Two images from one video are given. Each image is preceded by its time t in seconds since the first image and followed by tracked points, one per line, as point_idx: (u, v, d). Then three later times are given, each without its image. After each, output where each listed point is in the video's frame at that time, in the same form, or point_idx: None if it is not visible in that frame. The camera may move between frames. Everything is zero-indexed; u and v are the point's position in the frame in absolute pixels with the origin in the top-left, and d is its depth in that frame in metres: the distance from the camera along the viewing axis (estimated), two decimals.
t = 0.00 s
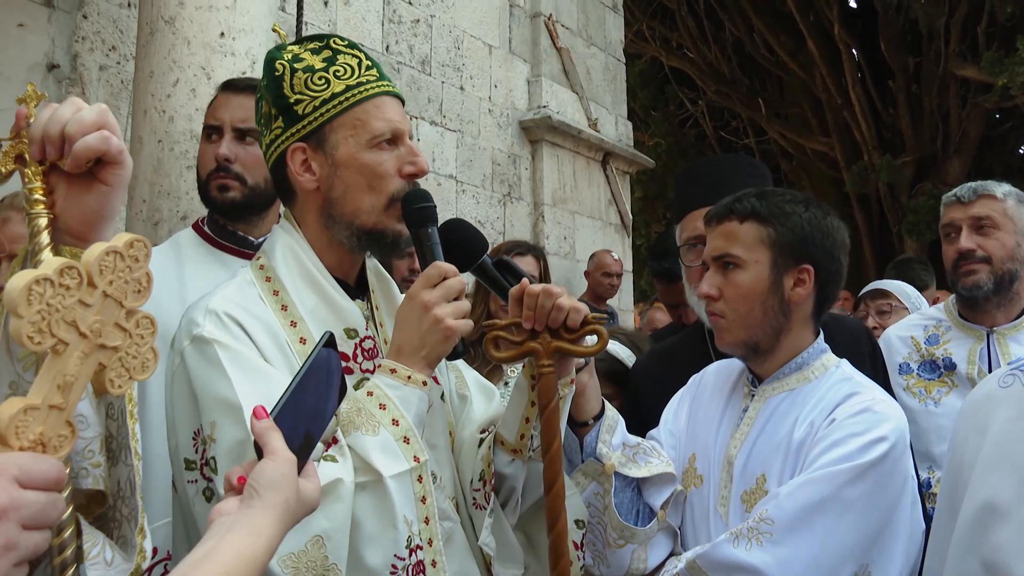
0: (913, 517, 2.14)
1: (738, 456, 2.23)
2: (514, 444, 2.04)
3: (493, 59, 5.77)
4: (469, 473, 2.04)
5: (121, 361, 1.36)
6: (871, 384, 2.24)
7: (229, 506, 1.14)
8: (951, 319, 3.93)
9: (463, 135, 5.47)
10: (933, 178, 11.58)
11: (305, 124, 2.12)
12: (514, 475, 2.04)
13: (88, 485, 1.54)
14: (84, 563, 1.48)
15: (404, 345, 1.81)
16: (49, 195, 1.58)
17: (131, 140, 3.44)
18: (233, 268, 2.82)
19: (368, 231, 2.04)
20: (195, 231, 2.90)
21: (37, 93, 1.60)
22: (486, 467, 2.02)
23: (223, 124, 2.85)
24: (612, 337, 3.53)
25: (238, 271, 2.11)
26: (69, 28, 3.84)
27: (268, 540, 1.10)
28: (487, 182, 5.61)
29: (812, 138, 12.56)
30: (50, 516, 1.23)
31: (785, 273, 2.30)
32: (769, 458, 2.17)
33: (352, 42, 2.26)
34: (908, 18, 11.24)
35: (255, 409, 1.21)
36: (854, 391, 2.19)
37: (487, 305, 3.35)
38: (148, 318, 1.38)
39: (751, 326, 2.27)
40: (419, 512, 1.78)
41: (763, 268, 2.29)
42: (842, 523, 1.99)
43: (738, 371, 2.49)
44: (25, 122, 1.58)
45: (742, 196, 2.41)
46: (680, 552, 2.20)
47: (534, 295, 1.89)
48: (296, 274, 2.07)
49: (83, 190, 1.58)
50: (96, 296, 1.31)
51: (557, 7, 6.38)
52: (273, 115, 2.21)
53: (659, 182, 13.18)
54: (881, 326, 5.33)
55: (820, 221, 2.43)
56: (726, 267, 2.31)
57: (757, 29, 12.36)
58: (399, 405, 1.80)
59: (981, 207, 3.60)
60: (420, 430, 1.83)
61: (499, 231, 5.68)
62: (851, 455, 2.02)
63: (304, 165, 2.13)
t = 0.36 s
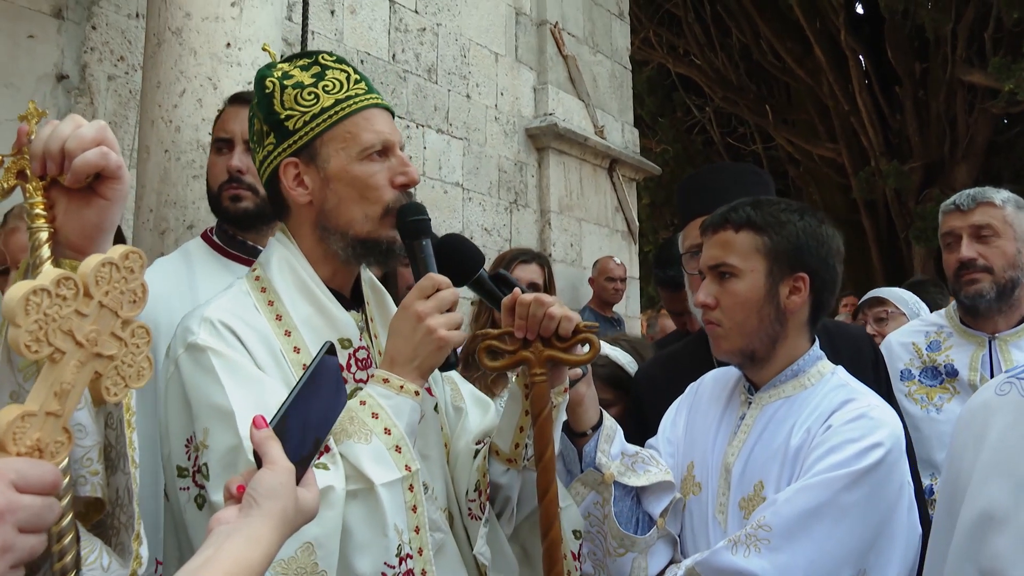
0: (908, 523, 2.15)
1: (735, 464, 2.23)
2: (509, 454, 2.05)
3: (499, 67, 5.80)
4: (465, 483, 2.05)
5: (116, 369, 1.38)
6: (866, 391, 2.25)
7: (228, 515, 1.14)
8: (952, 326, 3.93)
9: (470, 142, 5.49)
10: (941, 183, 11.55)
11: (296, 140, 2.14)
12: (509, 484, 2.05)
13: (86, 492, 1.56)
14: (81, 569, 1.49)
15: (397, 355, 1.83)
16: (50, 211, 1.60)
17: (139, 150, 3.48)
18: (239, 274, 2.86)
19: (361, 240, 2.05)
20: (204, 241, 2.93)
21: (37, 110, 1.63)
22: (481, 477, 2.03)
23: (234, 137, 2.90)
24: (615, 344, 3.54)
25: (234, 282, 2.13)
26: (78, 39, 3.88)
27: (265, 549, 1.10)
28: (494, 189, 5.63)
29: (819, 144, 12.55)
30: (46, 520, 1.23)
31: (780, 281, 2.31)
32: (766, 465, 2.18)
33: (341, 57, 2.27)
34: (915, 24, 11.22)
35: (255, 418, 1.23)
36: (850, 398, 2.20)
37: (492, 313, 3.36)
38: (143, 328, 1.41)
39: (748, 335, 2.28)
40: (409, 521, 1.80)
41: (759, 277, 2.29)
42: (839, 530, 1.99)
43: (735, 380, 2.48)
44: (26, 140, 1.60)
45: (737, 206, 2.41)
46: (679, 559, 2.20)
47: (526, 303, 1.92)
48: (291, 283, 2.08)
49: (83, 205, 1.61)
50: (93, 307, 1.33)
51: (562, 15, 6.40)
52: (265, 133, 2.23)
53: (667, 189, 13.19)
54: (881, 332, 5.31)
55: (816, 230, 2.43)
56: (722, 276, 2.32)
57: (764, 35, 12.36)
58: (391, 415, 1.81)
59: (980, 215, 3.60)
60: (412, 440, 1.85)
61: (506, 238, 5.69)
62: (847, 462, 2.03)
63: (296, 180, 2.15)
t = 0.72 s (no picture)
0: (908, 524, 2.15)
1: (737, 465, 2.23)
2: (511, 457, 2.06)
3: (504, 70, 5.80)
4: (467, 487, 2.06)
5: (113, 374, 1.39)
6: (867, 392, 2.25)
7: (220, 518, 1.15)
8: (953, 325, 3.91)
9: (475, 146, 5.50)
10: (949, 182, 11.50)
11: (281, 148, 2.18)
12: (511, 488, 2.06)
13: (88, 497, 1.57)
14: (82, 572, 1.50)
15: (387, 359, 1.83)
16: (51, 221, 1.61)
17: (144, 157, 3.50)
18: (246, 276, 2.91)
19: (347, 247, 2.05)
20: (214, 247, 2.98)
21: (39, 123, 1.64)
22: (484, 481, 2.04)
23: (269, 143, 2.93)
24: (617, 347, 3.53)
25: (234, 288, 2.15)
26: (84, 47, 3.91)
27: (258, 551, 1.11)
28: (500, 192, 5.64)
29: (826, 144, 12.52)
30: (44, 520, 1.23)
31: (781, 284, 2.31)
32: (768, 466, 2.17)
33: (334, 65, 2.28)
34: (920, 23, 11.19)
35: (246, 423, 1.24)
36: (850, 400, 2.19)
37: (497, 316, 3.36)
38: (139, 333, 1.42)
39: (748, 337, 2.27)
40: (399, 525, 1.80)
41: (759, 279, 2.29)
42: (841, 531, 1.99)
43: (736, 381, 2.48)
44: (27, 151, 1.61)
45: (736, 209, 2.41)
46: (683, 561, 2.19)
47: (527, 307, 1.91)
48: (288, 289, 2.10)
49: (83, 215, 1.62)
50: (89, 312, 1.34)
51: (567, 17, 6.40)
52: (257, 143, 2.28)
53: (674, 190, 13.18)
54: (884, 333, 5.29)
55: (814, 232, 2.43)
56: (722, 278, 2.32)
57: (770, 35, 12.34)
58: (380, 417, 1.82)
59: (976, 213, 3.58)
60: (402, 442, 1.84)
61: (512, 241, 5.70)
62: (849, 463, 2.02)
63: (283, 187, 2.18)
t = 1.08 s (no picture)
0: (919, 526, 2.14)
1: (747, 464, 2.22)
2: (519, 457, 2.06)
3: (512, 70, 5.80)
4: (475, 488, 2.06)
5: (119, 374, 1.39)
6: (877, 391, 2.24)
7: (218, 514, 1.16)
8: (963, 324, 3.89)
9: (483, 146, 5.50)
10: (959, 180, 11.45)
11: (286, 149, 2.19)
12: (520, 488, 2.06)
13: (98, 496, 1.57)
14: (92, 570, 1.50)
15: (387, 359, 1.84)
16: (61, 225, 1.62)
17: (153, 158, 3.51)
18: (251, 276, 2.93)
19: (346, 249, 2.05)
20: (219, 248, 2.99)
21: (49, 129, 1.66)
22: (492, 482, 2.04)
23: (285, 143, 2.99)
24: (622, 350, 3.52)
25: (241, 288, 2.17)
26: (93, 49, 3.92)
27: (255, 546, 1.12)
28: (508, 192, 5.64)
29: (835, 143, 12.47)
30: (50, 518, 1.24)
31: (790, 283, 2.30)
32: (778, 465, 2.16)
33: (344, 66, 2.27)
34: (930, 20, 11.13)
35: (242, 419, 1.25)
36: (861, 399, 2.19)
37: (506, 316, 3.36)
38: (145, 334, 1.42)
39: (758, 336, 2.26)
40: (397, 526, 1.79)
41: (768, 278, 2.28)
42: (852, 530, 1.98)
43: (745, 380, 2.47)
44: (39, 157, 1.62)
45: (745, 207, 2.41)
46: (692, 560, 2.19)
47: (534, 306, 1.92)
48: (293, 290, 2.10)
49: (92, 218, 1.62)
50: (95, 314, 1.35)
51: (574, 16, 6.39)
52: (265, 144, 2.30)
53: (682, 189, 13.17)
54: (893, 332, 5.26)
55: (823, 230, 2.42)
56: (731, 277, 2.31)
57: (778, 34, 12.30)
58: (379, 417, 1.82)
59: (989, 212, 3.56)
60: (401, 443, 1.84)
61: (520, 241, 5.70)
62: (860, 463, 2.02)
63: (287, 187, 2.19)
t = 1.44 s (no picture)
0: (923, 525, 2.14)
1: (750, 464, 2.22)
2: (522, 458, 2.06)
3: (513, 69, 5.80)
4: (477, 488, 2.06)
5: (119, 372, 1.39)
6: (881, 391, 2.24)
7: (212, 508, 1.16)
8: (965, 324, 3.89)
9: (485, 145, 5.50)
10: (960, 181, 11.44)
11: (288, 148, 2.19)
12: (522, 489, 2.06)
13: (100, 495, 1.57)
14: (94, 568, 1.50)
15: (386, 359, 1.84)
16: (64, 225, 1.61)
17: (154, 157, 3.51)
18: (246, 276, 2.93)
19: (345, 249, 2.05)
20: (211, 247, 2.98)
21: (52, 129, 1.66)
22: (495, 482, 2.04)
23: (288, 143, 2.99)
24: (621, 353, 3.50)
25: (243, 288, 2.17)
26: (95, 48, 3.92)
27: (251, 541, 1.11)
28: (509, 191, 5.64)
29: (836, 143, 12.47)
30: (50, 515, 1.24)
31: (796, 283, 2.30)
32: (782, 465, 2.16)
33: (349, 66, 2.27)
34: (931, 20, 11.12)
35: (238, 412, 1.25)
36: (866, 399, 2.19)
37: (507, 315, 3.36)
38: (145, 332, 1.42)
39: (763, 335, 2.26)
40: (394, 526, 1.79)
41: (774, 278, 2.28)
42: (858, 530, 1.98)
43: (746, 379, 2.47)
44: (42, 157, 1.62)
45: (751, 206, 2.40)
46: (694, 560, 2.19)
47: (536, 305, 1.91)
48: (294, 289, 2.10)
49: (95, 218, 1.62)
50: (95, 312, 1.35)
51: (576, 16, 6.39)
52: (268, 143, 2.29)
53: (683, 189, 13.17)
54: (894, 332, 5.26)
55: (828, 231, 2.42)
56: (737, 276, 2.31)
57: (780, 34, 12.29)
58: (377, 417, 1.82)
59: (992, 212, 3.56)
60: (399, 443, 1.84)
61: (522, 240, 5.69)
62: (865, 463, 2.02)
63: (289, 187, 2.19)
